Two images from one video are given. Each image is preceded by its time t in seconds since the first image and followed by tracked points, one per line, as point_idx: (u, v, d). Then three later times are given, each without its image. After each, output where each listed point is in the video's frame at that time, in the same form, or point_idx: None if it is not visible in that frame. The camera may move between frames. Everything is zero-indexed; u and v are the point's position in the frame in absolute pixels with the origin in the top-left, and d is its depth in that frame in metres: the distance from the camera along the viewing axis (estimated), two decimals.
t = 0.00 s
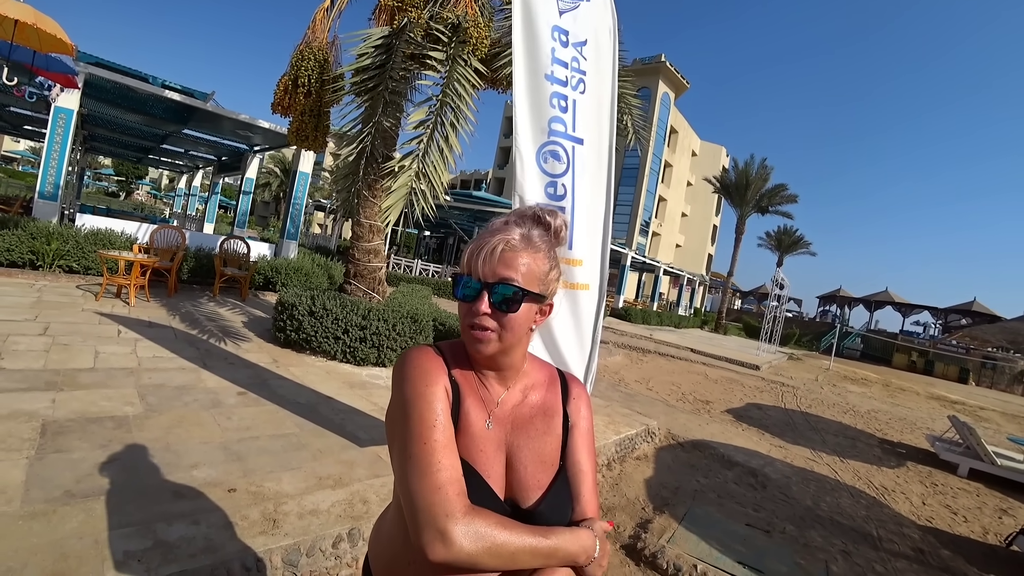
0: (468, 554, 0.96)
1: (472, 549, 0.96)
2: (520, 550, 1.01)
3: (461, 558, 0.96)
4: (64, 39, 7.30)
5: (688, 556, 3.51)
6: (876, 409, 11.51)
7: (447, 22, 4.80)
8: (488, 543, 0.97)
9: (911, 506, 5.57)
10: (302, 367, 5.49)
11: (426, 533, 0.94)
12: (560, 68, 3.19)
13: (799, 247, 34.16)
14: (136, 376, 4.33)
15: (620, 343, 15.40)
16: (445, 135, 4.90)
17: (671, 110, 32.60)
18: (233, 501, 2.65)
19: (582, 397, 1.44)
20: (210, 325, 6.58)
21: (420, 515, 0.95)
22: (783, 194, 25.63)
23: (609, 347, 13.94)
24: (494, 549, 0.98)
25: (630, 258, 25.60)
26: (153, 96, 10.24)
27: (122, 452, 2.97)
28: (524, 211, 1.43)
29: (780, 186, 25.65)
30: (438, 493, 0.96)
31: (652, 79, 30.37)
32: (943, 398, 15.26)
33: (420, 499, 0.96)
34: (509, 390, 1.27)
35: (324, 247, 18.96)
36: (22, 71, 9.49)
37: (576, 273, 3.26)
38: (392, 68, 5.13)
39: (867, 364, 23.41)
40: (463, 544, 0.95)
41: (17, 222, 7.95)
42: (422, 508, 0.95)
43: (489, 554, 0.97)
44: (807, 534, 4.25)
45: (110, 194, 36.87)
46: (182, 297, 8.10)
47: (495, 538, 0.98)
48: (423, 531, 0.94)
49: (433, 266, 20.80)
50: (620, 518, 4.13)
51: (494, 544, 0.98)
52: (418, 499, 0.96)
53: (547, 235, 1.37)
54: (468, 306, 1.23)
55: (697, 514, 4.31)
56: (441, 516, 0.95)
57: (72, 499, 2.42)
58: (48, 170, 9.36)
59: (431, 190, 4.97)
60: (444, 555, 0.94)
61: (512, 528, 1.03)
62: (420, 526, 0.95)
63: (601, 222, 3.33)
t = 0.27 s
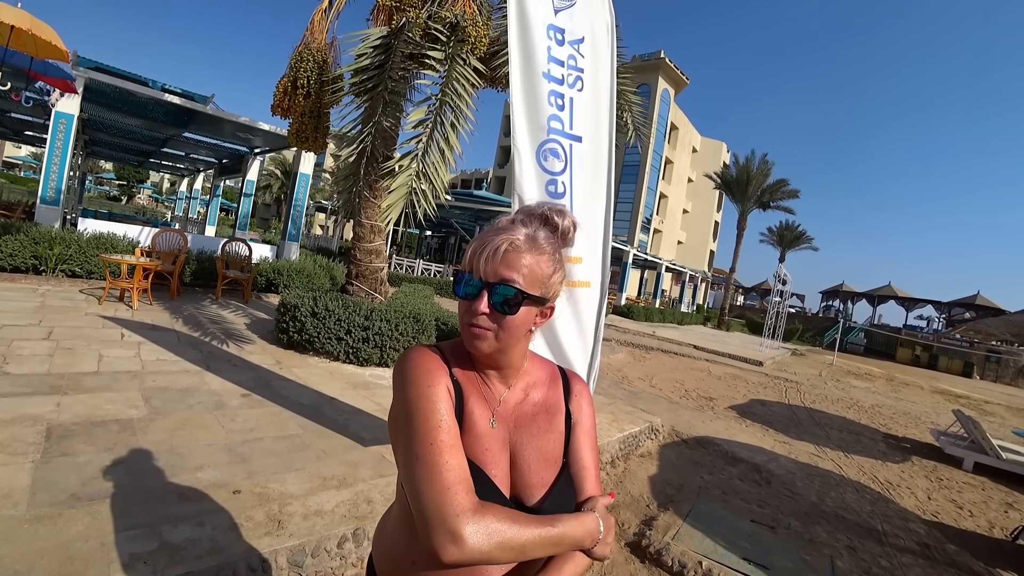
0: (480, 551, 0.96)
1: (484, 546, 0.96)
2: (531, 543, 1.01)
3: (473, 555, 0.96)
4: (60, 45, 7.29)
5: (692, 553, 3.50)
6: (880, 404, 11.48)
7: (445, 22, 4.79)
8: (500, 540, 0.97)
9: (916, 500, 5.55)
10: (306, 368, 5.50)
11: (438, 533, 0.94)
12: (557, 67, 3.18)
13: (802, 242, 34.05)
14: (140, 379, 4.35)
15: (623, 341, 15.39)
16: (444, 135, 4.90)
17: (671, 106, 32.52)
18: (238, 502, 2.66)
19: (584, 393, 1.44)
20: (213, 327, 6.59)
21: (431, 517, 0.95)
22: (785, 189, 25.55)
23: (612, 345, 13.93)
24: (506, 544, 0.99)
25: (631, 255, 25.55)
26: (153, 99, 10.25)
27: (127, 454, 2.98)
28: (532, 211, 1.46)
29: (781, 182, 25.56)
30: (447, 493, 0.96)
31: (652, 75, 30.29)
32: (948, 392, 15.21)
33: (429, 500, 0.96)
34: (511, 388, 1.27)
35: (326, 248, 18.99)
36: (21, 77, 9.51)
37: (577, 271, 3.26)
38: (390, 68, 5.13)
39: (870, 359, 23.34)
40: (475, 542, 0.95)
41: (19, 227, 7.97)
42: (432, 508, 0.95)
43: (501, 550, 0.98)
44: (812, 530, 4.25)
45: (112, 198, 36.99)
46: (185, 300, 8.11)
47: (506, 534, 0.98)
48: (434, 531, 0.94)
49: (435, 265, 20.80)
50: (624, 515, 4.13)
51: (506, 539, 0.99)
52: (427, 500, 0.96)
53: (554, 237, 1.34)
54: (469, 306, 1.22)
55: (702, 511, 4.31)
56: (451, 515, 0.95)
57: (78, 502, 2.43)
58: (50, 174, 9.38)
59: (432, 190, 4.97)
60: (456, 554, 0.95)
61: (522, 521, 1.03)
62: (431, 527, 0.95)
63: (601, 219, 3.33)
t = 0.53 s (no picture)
0: (492, 540, 0.95)
1: (497, 534, 0.95)
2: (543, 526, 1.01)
3: (486, 545, 0.95)
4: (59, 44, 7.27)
5: (693, 553, 3.50)
6: (882, 404, 11.45)
7: (446, 20, 4.78)
8: (512, 526, 0.97)
9: (918, 501, 5.54)
10: (307, 366, 5.50)
11: (450, 525, 0.93)
12: (559, 65, 3.18)
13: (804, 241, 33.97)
14: (141, 377, 4.35)
15: (625, 340, 15.38)
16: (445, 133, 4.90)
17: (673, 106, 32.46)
18: (239, 501, 2.66)
19: (583, 393, 1.43)
20: (214, 325, 6.60)
21: (441, 509, 0.94)
22: (787, 188, 25.50)
23: (613, 344, 13.92)
24: (518, 532, 0.98)
25: (633, 254, 25.53)
26: (155, 98, 10.25)
27: (128, 453, 2.98)
28: (535, 210, 1.43)
29: (783, 181, 25.50)
30: (456, 484, 0.94)
31: (654, 74, 30.24)
32: (950, 392, 15.17)
33: (438, 492, 0.94)
34: (511, 387, 1.26)
35: (328, 247, 18.99)
36: (22, 75, 9.51)
37: (578, 270, 3.24)
38: (392, 66, 5.11)
39: (872, 358, 23.30)
40: (487, 531, 0.94)
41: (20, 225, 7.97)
42: (442, 500, 0.94)
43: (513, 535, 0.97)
44: (813, 530, 4.24)
45: (114, 197, 37.06)
46: (187, 299, 8.12)
47: (517, 521, 0.98)
48: (446, 523, 0.93)
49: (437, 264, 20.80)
50: (625, 515, 4.13)
51: (517, 527, 0.97)
52: (436, 493, 0.94)
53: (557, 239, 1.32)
54: (469, 306, 1.21)
55: (703, 511, 4.30)
56: (462, 506, 0.93)
57: (78, 500, 2.43)
58: (51, 173, 9.39)
59: (433, 189, 4.96)
60: (467, 545, 0.93)
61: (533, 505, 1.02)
62: (442, 520, 0.94)
63: (603, 217, 3.31)
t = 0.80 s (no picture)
0: (512, 517, 0.94)
1: (515, 510, 0.94)
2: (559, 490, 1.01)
3: (506, 525, 0.94)
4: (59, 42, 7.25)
5: (694, 553, 3.49)
6: (884, 404, 11.42)
7: (448, 18, 4.80)
8: (529, 500, 0.96)
9: (919, 502, 5.52)
10: (307, 364, 5.50)
11: (469, 508, 0.91)
12: (561, 63, 3.17)
13: (806, 241, 33.89)
14: (142, 375, 4.36)
15: (626, 339, 15.37)
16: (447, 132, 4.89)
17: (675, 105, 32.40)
18: (239, 499, 2.66)
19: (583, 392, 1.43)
20: (215, 323, 6.60)
21: (457, 495, 0.92)
22: (789, 188, 25.43)
23: (614, 343, 13.90)
24: (536, 502, 0.98)
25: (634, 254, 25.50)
26: (156, 96, 10.25)
27: (128, 451, 2.98)
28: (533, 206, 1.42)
29: (785, 180, 25.43)
30: (471, 467, 0.93)
31: (656, 73, 30.18)
32: (952, 393, 15.14)
33: (452, 478, 0.93)
34: (513, 385, 1.26)
35: (329, 245, 18.99)
36: (24, 74, 9.52)
37: (579, 268, 3.24)
38: (393, 64, 5.09)
39: (874, 358, 23.24)
40: (505, 510, 0.93)
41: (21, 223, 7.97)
42: (457, 484, 0.92)
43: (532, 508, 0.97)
44: (814, 530, 4.23)
45: (116, 194, 37.09)
46: (188, 297, 8.13)
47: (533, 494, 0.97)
48: (464, 506, 0.91)
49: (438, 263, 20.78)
50: (625, 514, 4.12)
51: (536, 506, 0.97)
52: (450, 478, 0.93)
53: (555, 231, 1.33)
54: (472, 300, 1.20)
55: (703, 510, 4.29)
56: (479, 488, 0.92)
57: (78, 498, 2.43)
58: (53, 171, 9.40)
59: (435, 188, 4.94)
60: (489, 526, 0.92)
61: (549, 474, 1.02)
62: (459, 504, 0.92)
63: (605, 216, 3.29)
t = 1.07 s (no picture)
0: (497, 527, 0.93)
1: (500, 520, 0.93)
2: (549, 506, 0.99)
3: (491, 534, 0.92)
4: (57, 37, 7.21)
5: (695, 552, 3.49)
6: (885, 403, 11.39)
7: (449, 15, 4.80)
8: (516, 513, 0.94)
9: (921, 501, 5.51)
10: (308, 362, 5.50)
11: (453, 515, 0.91)
12: (561, 60, 3.14)
13: (808, 239, 33.80)
14: (142, 372, 4.36)
15: (627, 337, 15.36)
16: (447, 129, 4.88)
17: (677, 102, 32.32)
18: (239, 497, 2.65)
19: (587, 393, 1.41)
20: (217, 321, 6.60)
21: (443, 499, 0.92)
22: (791, 186, 25.36)
23: (615, 341, 13.89)
24: (523, 515, 0.96)
25: (636, 252, 25.47)
26: (157, 93, 10.24)
27: (129, 448, 2.98)
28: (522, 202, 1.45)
29: (787, 178, 25.36)
30: (459, 473, 0.92)
31: (658, 71, 30.10)
32: (954, 391, 15.11)
33: (440, 482, 0.92)
34: (514, 385, 1.25)
35: (330, 243, 18.99)
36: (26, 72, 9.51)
37: (578, 265, 3.23)
38: (394, 61, 5.05)
39: (876, 357, 23.19)
40: (492, 519, 0.92)
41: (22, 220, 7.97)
42: (444, 489, 0.92)
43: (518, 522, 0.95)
44: (815, 529, 4.21)
45: (118, 193, 37.15)
46: (189, 294, 8.13)
47: (522, 506, 0.95)
48: (450, 512, 0.91)
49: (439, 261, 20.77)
50: (626, 513, 4.11)
51: (523, 516, 0.96)
52: (437, 482, 0.92)
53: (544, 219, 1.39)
54: (477, 290, 1.20)
55: (705, 509, 4.28)
56: (466, 494, 0.91)
57: (79, 496, 2.43)
58: (55, 169, 9.41)
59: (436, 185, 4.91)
60: (472, 535, 0.91)
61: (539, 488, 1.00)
62: (444, 510, 0.92)
63: (605, 213, 3.28)
